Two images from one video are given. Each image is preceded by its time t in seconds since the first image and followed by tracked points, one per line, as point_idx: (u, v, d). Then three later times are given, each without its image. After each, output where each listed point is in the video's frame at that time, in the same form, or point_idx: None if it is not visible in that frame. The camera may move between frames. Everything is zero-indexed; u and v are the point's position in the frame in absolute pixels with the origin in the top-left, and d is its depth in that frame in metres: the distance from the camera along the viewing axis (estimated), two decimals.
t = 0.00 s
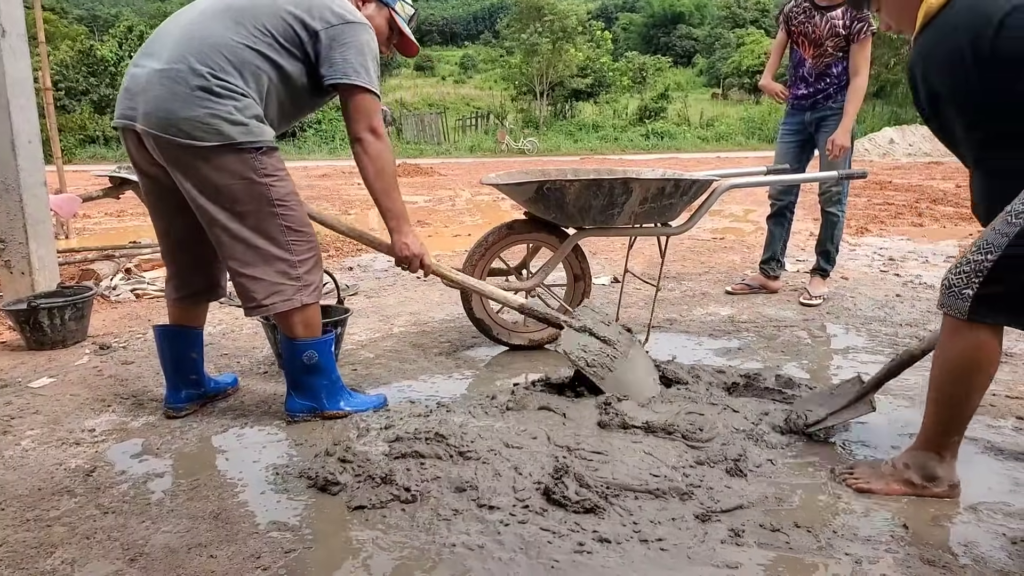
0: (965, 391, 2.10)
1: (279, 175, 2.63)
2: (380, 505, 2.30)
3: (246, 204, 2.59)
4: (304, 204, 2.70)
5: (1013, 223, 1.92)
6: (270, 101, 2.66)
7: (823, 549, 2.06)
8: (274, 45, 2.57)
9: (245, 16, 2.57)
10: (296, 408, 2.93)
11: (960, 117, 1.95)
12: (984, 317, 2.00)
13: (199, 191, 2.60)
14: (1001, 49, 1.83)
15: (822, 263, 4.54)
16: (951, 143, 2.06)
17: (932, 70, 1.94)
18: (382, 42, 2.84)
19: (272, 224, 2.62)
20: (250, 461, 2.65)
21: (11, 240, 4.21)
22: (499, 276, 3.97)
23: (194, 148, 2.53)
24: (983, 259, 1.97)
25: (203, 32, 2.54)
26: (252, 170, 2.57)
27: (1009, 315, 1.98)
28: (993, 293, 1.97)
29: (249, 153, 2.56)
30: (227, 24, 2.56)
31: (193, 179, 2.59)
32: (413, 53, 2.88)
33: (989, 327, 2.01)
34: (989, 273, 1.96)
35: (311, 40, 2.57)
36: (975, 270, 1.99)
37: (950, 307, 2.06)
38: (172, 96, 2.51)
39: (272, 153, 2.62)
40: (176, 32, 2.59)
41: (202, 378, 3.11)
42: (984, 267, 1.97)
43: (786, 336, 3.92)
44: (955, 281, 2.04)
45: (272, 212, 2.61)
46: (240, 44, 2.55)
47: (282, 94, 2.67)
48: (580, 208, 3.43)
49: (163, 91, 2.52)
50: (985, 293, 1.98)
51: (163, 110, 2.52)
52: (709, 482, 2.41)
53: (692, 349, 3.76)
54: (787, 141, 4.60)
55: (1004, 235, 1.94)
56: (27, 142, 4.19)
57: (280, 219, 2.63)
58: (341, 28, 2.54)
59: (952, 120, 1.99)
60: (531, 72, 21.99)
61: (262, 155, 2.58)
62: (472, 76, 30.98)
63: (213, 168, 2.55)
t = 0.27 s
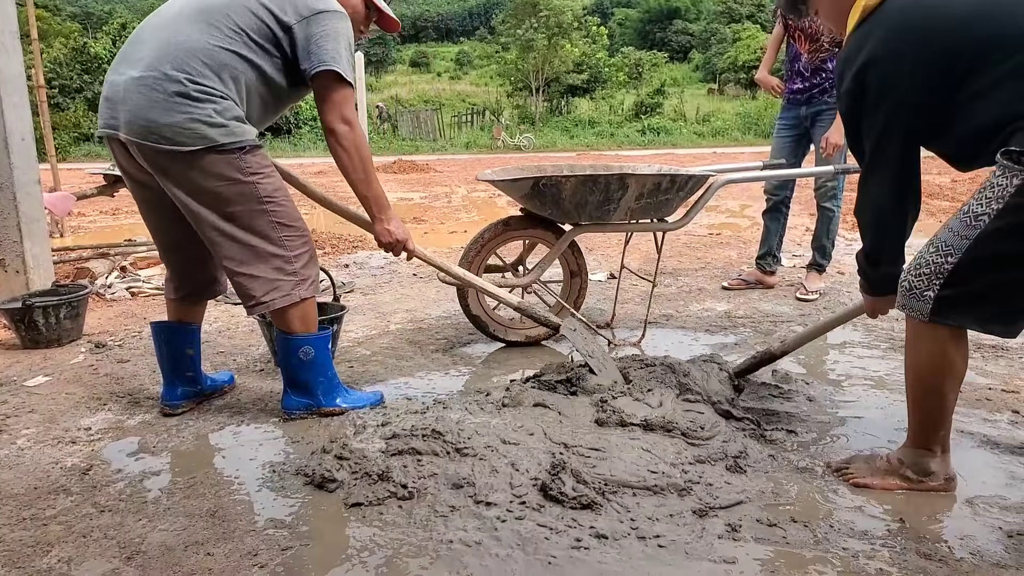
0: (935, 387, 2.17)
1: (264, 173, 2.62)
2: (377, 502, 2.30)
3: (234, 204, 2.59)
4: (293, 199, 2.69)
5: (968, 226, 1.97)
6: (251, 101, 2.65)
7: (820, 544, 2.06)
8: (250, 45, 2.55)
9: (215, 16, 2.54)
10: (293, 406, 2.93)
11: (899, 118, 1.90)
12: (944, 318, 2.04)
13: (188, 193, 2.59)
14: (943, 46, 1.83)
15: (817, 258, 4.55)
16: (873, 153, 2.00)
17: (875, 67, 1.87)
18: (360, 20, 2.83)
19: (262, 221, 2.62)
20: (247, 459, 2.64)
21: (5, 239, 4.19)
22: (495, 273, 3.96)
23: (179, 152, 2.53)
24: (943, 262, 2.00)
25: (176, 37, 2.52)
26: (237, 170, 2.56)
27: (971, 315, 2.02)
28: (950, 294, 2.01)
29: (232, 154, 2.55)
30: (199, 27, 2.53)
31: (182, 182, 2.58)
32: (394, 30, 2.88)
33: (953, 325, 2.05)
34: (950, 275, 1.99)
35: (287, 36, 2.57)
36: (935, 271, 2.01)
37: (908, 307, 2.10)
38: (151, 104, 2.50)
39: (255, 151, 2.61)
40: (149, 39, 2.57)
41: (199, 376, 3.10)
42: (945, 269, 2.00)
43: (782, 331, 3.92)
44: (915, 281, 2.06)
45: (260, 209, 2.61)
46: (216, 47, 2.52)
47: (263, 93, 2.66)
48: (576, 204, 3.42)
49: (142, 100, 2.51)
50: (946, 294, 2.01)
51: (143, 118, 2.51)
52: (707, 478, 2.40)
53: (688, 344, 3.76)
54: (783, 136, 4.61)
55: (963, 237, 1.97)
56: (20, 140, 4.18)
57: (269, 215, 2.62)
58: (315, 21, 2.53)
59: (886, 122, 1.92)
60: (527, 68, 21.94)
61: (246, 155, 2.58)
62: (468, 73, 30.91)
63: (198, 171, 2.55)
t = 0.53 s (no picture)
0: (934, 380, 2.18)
1: (235, 168, 2.60)
2: (376, 497, 2.30)
3: (204, 199, 2.57)
4: (262, 195, 2.68)
5: (960, 217, 2.01)
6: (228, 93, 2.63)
7: (818, 538, 2.06)
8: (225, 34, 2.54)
9: (190, 7, 2.53)
10: (289, 403, 2.92)
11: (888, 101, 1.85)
12: (939, 310, 2.06)
13: (157, 186, 2.58)
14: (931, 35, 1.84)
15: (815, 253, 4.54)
16: (867, 148, 1.90)
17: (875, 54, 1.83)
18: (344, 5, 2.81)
19: (232, 216, 2.60)
20: (245, 454, 2.64)
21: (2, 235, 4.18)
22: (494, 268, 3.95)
23: (151, 144, 2.52)
24: (937, 254, 2.04)
25: (150, 28, 2.51)
26: (207, 164, 2.54)
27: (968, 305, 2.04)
28: (946, 286, 2.04)
29: (204, 146, 2.54)
30: (172, 17, 2.52)
31: (151, 175, 2.57)
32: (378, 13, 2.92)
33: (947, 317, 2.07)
34: (944, 267, 2.02)
35: (263, 25, 2.55)
36: (931, 264, 2.05)
37: (908, 301, 2.14)
38: (124, 94, 2.49)
39: (228, 146, 2.60)
40: (125, 29, 2.56)
41: (196, 371, 3.10)
42: (940, 261, 2.03)
43: (780, 326, 3.92)
44: (912, 274, 2.11)
45: (230, 205, 2.60)
46: (189, 38, 2.51)
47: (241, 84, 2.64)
48: (574, 199, 3.42)
49: (114, 89, 2.50)
50: (941, 285, 2.04)
51: (117, 109, 2.51)
52: (707, 473, 2.40)
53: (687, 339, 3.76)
54: (782, 130, 4.59)
55: (955, 229, 2.01)
56: (16, 136, 4.16)
57: (238, 211, 2.61)
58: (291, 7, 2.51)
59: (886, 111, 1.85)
60: (524, 63, 21.87)
61: (217, 148, 2.56)
62: (466, 67, 30.85)
63: (167, 163, 2.54)
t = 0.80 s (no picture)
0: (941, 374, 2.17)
1: (207, 161, 2.58)
2: (374, 493, 2.29)
3: (175, 192, 2.55)
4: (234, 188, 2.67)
5: (968, 207, 2.01)
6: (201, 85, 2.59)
7: (816, 532, 2.06)
8: (195, 25, 2.48)
9: None
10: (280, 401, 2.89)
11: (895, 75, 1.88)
12: (950, 301, 2.05)
13: (127, 180, 2.55)
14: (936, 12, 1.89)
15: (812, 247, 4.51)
16: (866, 122, 1.90)
17: (878, 34, 1.86)
18: None
19: (204, 210, 2.58)
20: (242, 451, 2.64)
21: None
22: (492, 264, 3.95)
23: (121, 138, 2.49)
24: (947, 243, 2.03)
25: (120, 19, 2.47)
26: (178, 157, 2.52)
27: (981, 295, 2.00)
28: (958, 276, 2.02)
29: (174, 138, 2.51)
30: (142, 8, 2.47)
31: (121, 168, 2.54)
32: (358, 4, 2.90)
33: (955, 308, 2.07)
34: (956, 256, 2.02)
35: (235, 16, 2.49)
36: (941, 255, 2.05)
37: (920, 293, 2.14)
38: (93, 87, 2.47)
39: (200, 138, 2.56)
40: (96, 21, 2.53)
41: (192, 367, 3.08)
42: (950, 250, 2.03)
43: (779, 321, 3.92)
44: (925, 266, 2.11)
45: (201, 199, 2.57)
46: (158, 28, 2.46)
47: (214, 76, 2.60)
48: (573, 195, 3.41)
49: (84, 81, 2.47)
50: (951, 276, 2.03)
51: (86, 101, 2.48)
52: (710, 470, 2.39)
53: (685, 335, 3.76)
54: (781, 124, 4.58)
55: (963, 218, 2.01)
56: (14, 132, 4.15)
57: (209, 205, 2.59)
58: None
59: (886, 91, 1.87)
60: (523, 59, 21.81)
61: (188, 141, 2.54)
62: (464, 63, 30.80)
63: (136, 156, 2.51)
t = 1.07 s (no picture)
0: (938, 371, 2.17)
1: (214, 158, 2.51)
2: (370, 492, 2.29)
3: (183, 191, 2.45)
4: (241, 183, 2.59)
5: (966, 205, 2.00)
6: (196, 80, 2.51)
7: (812, 532, 2.06)
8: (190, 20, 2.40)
9: None
10: (188, 414, 2.61)
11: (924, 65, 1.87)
12: (949, 299, 2.06)
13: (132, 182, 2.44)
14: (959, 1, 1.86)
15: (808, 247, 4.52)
16: (902, 113, 1.91)
17: (900, 28, 1.85)
18: None
19: (216, 206, 2.51)
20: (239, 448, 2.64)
21: None
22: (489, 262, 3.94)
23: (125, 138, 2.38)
24: (945, 242, 2.04)
25: (109, 14, 2.36)
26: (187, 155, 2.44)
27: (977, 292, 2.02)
28: (957, 275, 2.03)
29: (183, 137, 2.44)
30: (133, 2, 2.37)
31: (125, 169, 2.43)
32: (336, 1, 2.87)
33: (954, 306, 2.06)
34: (954, 255, 2.02)
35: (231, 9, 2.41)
36: (940, 253, 2.05)
37: (918, 291, 2.14)
38: (90, 86, 2.34)
39: (206, 137, 2.50)
40: (83, 16, 2.41)
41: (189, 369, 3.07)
42: (949, 249, 2.03)
43: (775, 320, 3.93)
44: (923, 265, 2.11)
45: (212, 196, 2.49)
46: (153, 23, 2.36)
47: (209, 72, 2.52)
48: (569, 193, 3.41)
49: (78, 81, 2.35)
50: (949, 274, 2.04)
51: (79, 101, 2.35)
52: (718, 472, 2.38)
53: (682, 334, 3.76)
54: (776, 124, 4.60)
55: (963, 216, 2.01)
56: (10, 129, 4.13)
57: (221, 202, 2.51)
58: None
59: (915, 84, 1.87)
60: (520, 57, 21.79)
61: (195, 139, 2.47)
62: (462, 61, 30.78)
63: (146, 157, 2.41)
